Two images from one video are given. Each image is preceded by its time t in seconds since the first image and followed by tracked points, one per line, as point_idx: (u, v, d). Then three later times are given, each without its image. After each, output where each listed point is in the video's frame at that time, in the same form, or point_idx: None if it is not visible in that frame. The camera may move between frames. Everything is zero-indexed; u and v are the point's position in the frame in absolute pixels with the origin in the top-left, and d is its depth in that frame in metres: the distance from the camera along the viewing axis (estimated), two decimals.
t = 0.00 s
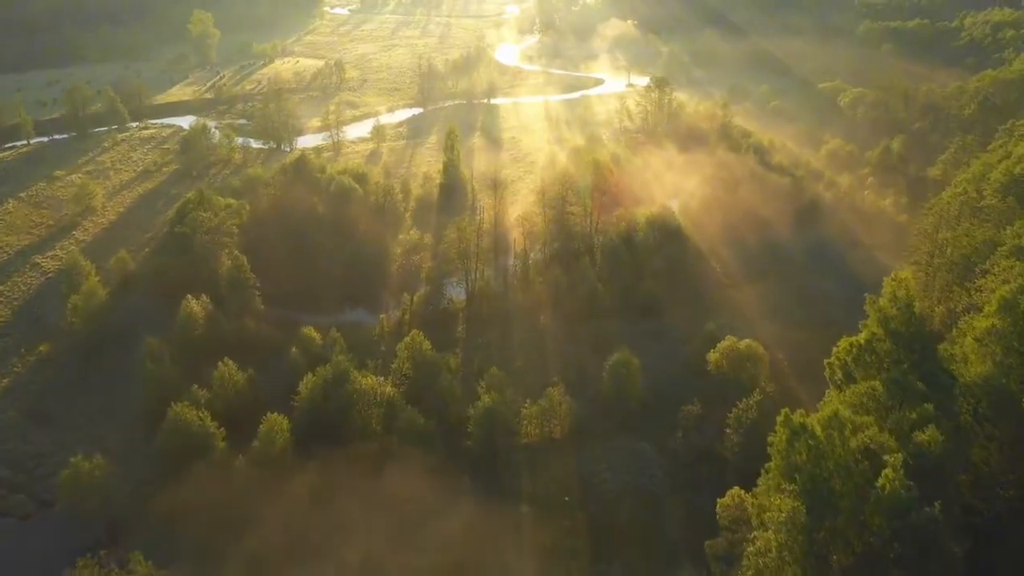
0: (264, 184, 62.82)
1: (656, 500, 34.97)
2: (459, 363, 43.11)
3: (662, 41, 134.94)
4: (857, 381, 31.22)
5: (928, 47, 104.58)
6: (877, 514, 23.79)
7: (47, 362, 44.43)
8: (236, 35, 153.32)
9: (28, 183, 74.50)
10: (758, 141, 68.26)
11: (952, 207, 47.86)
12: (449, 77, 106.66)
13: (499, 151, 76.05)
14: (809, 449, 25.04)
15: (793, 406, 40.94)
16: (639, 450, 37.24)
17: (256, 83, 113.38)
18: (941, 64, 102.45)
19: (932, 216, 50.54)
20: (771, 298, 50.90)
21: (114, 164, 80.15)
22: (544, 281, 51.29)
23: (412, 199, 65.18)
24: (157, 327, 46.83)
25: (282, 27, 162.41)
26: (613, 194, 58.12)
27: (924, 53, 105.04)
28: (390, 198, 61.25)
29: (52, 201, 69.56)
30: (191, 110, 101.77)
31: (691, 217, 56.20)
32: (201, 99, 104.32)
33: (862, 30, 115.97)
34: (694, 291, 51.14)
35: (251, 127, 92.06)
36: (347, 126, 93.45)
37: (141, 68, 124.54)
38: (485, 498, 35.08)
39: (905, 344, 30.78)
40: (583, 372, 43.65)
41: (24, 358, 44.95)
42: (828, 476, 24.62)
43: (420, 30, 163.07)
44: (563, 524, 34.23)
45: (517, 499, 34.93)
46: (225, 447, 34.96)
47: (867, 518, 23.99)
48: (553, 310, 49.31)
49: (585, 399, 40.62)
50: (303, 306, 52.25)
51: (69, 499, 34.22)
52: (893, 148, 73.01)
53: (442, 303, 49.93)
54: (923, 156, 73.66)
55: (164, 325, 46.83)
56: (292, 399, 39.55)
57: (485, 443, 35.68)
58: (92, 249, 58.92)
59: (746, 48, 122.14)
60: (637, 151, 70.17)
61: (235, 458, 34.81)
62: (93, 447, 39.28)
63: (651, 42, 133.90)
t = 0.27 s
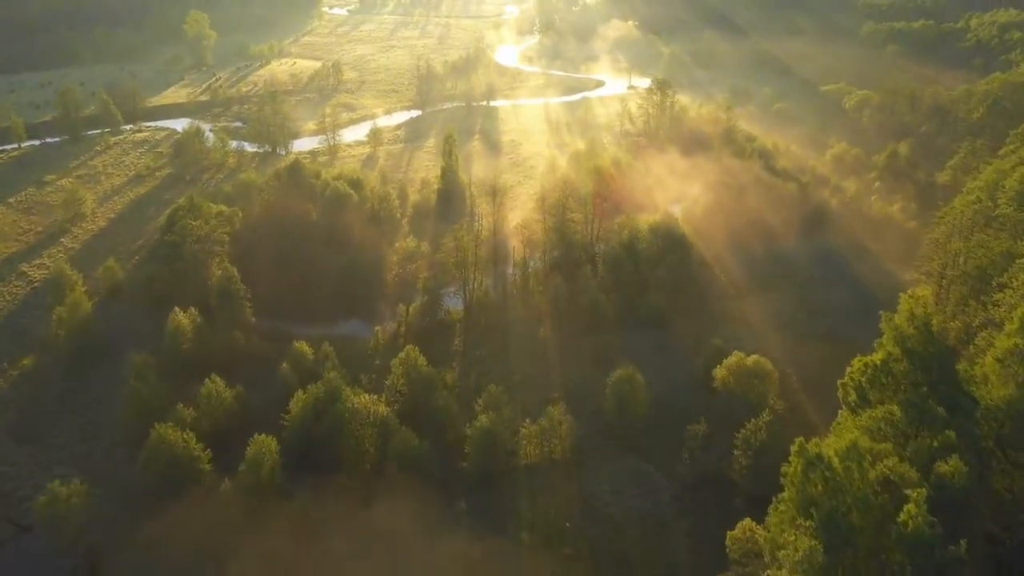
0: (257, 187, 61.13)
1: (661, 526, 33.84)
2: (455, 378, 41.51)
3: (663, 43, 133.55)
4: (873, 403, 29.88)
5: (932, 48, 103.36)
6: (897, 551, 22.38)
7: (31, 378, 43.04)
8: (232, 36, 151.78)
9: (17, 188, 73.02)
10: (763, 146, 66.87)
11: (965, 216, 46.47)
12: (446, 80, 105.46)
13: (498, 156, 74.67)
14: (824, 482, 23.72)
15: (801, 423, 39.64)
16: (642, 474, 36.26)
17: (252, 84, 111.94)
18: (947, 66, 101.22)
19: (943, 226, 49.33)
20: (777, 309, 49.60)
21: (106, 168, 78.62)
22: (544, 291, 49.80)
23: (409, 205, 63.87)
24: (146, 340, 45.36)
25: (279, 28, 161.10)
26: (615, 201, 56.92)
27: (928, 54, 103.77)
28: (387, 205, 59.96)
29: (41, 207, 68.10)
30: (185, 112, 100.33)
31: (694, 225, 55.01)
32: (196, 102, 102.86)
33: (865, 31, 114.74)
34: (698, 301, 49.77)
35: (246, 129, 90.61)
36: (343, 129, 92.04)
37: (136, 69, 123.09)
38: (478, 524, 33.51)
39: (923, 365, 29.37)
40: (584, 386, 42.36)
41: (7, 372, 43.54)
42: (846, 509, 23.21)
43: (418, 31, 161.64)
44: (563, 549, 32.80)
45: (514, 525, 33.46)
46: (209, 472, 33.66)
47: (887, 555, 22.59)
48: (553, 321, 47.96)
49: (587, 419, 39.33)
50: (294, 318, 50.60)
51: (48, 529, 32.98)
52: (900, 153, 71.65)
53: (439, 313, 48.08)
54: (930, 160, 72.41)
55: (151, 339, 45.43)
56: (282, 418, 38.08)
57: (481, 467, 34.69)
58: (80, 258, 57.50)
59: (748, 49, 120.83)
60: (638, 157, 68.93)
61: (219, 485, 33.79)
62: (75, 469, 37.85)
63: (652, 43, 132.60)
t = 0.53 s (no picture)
0: (251, 193, 59.66)
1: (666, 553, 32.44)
2: (452, 396, 40.13)
3: (665, 44, 132.15)
4: (890, 428, 28.52)
5: (937, 50, 101.97)
6: None
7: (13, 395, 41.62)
8: (229, 37, 150.16)
9: (6, 193, 71.54)
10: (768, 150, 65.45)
11: (979, 226, 45.11)
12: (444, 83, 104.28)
13: (497, 162, 73.25)
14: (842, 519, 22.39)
15: (812, 441, 38.20)
16: (646, 497, 34.80)
17: (248, 86, 110.52)
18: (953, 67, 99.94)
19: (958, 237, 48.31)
20: (783, 319, 48.18)
21: (97, 172, 77.13)
22: (543, 302, 48.31)
23: (405, 212, 62.53)
24: (132, 355, 43.93)
25: (277, 28, 159.82)
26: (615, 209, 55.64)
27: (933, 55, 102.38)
28: (383, 211, 58.69)
29: (30, 213, 66.64)
30: (179, 115, 98.88)
31: (698, 234, 53.74)
32: (190, 104, 101.42)
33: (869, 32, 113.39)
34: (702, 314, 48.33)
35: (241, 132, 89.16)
36: (340, 132, 90.60)
37: (131, 71, 121.67)
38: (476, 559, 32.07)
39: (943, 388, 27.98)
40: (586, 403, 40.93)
41: None
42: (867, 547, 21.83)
43: (417, 32, 160.24)
44: None
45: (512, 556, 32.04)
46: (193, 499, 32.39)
47: None
48: (554, 333, 46.50)
49: (588, 439, 37.82)
50: (287, 330, 49.14)
51: (23, 559, 31.49)
52: (907, 158, 70.28)
53: (436, 323, 46.72)
54: (938, 165, 71.07)
55: (136, 353, 44.09)
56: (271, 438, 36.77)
57: (477, 489, 33.45)
58: (68, 267, 56.01)
59: (750, 51, 119.49)
60: (640, 163, 67.60)
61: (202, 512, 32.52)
62: (56, 493, 36.40)
63: (653, 45, 131.23)
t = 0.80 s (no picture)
0: (243, 198, 58.09)
1: None
2: (449, 414, 39.10)
3: (666, 45, 130.73)
4: (910, 455, 27.06)
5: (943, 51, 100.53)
6: None
7: None
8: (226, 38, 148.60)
9: None
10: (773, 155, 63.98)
11: (996, 237, 43.77)
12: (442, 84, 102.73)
13: (496, 168, 71.85)
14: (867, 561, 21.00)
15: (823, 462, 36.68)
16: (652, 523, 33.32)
17: (244, 88, 109.04)
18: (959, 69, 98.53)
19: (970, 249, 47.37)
20: (791, 330, 46.73)
21: (88, 177, 75.63)
22: (543, 312, 46.63)
23: (401, 219, 61.24)
24: (117, 370, 42.41)
25: (275, 28, 158.31)
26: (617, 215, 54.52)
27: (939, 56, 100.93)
28: (379, 218, 57.35)
29: (18, 219, 65.12)
30: (173, 118, 97.45)
31: (702, 243, 52.34)
32: (185, 106, 99.96)
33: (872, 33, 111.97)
34: (706, 325, 46.78)
35: (236, 135, 87.64)
36: (336, 135, 89.16)
37: (126, 73, 120.15)
38: None
39: (968, 411, 26.52)
40: (588, 420, 39.51)
41: None
42: None
43: (416, 32, 158.78)
44: None
45: None
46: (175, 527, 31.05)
47: None
48: (556, 345, 44.94)
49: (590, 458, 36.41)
50: (280, 344, 47.68)
51: None
52: (915, 163, 68.83)
53: (433, 334, 44.91)
54: (946, 170, 69.69)
55: (121, 368, 42.55)
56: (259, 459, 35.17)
57: (474, 515, 32.25)
58: (55, 277, 54.53)
59: (753, 52, 118.12)
60: (642, 168, 66.25)
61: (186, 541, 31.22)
62: (33, 517, 34.92)
63: (654, 47, 129.86)
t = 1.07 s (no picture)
0: (236, 205, 56.61)
1: None
2: (445, 434, 37.62)
3: (667, 47, 129.40)
4: (931, 489, 25.71)
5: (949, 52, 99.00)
6: None
7: None
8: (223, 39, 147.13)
9: None
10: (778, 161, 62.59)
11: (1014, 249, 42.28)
12: (441, 85, 101.37)
13: (495, 173, 70.48)
14: None
15: (834, 485, 35.21)
16: (657, 551, 31.87)
17: (240, 90, 107.68)
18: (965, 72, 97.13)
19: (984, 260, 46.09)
20: (798, 344, 45.49)
21: (79, 182, 74.23)
22: (543, 324, 44.98)
23: (398, 226, 59.93)
24: (103, 388, 41.12)
25: (272, 28, 156.90)
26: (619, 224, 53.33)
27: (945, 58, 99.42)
28: (375, 225, 55.99)
29: (5, 226, 63.70)
30: (168, 120, 96.07)
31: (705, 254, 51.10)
32: (180, 109, 98.57)
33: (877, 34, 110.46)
34: (712, 338, 45.22)
35: (230, 138, 86.22)
36: (333, 138, 87.76)
37: (121, 74, 118.85)
38: None
39: (989, 441, 25.04)
40: (589, 440, 38.04)
41: None
42: None
43: (415, 33, 157.38)
44: None
45: None
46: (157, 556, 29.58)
47: None
48: (556, 360, 43.36)
49: (592, 483, 34.96)
50: (271, 359, 46.32)
51: None
52: (923, 169, 67.44)
53: (429, 347, 43.10)
54: (955, 176, 68.27)
55: (105, 388, 41.27)
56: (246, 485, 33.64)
57: (470, 544, 30.65)
58: (41, 287, 53.07)
59: (755, 54, 116.78)
60: (644, 174, 64.89)
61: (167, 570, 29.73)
62: (11, 545, 33.62)
63: (656, 48, 128.50)
